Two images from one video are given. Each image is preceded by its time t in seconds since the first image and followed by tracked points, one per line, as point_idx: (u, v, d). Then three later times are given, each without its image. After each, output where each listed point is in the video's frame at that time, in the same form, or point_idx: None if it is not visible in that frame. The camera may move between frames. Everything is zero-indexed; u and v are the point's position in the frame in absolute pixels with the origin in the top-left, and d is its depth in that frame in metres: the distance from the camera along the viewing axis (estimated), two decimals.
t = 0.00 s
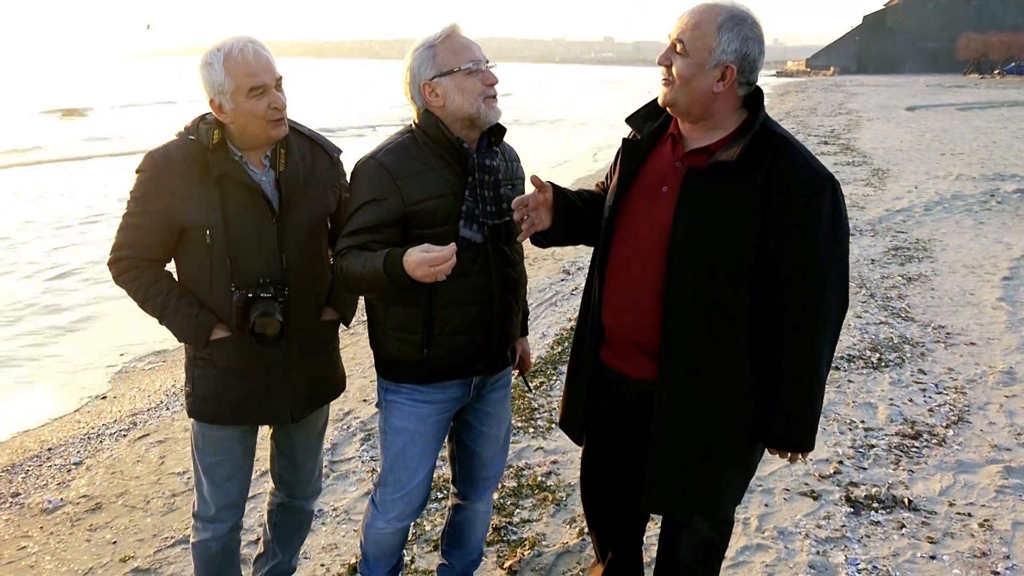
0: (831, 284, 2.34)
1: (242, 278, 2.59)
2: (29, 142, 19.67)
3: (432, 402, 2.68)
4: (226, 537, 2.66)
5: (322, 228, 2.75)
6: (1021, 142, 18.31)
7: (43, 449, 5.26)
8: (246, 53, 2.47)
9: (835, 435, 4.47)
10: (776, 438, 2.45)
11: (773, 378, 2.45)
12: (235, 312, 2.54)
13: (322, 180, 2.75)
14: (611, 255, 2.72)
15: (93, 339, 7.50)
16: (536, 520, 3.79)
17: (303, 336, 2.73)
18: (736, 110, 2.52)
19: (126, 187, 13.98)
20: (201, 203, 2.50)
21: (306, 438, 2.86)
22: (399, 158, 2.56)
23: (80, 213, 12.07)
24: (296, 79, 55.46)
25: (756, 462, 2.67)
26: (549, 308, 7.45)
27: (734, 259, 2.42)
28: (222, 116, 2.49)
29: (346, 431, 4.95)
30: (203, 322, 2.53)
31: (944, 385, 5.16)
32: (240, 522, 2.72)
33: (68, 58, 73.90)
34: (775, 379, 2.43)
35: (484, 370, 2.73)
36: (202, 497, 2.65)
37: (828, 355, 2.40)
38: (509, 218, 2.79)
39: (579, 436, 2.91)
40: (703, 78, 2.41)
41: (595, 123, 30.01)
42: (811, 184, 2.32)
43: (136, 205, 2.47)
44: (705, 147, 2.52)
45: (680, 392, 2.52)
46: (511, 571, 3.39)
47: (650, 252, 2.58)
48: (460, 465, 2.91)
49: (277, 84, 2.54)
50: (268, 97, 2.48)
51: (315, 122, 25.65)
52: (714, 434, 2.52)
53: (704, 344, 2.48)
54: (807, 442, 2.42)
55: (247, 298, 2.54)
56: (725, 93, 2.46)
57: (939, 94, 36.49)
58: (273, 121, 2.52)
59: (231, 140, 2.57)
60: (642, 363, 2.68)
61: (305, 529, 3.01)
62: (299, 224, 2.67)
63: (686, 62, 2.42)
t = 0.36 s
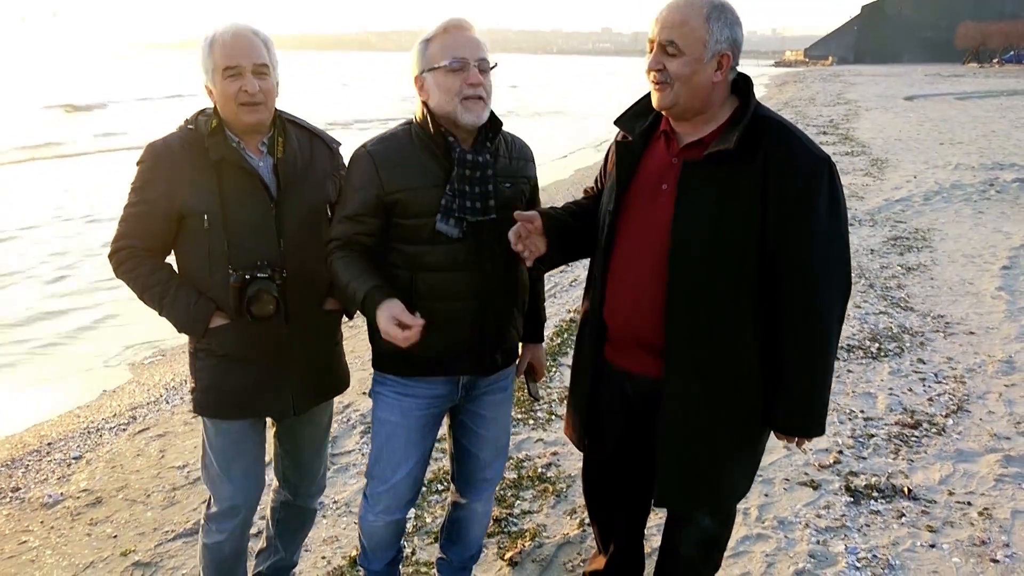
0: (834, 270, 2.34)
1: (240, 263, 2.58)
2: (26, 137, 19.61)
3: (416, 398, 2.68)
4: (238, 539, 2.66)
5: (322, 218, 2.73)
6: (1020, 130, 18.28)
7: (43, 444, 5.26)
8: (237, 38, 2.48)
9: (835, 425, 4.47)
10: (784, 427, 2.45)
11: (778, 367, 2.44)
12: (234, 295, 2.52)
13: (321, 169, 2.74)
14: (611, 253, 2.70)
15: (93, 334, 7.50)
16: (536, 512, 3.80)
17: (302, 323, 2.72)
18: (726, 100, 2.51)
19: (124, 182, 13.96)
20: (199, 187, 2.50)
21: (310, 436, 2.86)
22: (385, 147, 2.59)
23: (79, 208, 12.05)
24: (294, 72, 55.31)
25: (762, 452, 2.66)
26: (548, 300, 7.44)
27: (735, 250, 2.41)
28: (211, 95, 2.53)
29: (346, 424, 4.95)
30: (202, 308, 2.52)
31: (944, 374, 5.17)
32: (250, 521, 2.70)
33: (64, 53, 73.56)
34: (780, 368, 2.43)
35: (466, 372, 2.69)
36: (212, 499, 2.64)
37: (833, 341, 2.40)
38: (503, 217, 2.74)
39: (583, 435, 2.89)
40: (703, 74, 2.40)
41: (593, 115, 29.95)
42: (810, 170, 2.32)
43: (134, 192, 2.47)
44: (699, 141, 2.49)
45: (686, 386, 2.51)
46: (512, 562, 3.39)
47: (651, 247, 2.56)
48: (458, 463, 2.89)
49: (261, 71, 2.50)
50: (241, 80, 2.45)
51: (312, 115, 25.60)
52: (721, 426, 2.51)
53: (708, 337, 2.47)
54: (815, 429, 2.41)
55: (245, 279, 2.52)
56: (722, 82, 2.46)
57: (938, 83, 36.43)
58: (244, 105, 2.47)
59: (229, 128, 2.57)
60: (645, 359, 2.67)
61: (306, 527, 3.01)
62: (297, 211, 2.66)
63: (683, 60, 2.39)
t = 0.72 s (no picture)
0: (838, 233, 2.35)
1: (231, 259, 2.57)
2: (19, 134, 19.50)
3: (384, 380, 2.74)
4: (233, 536, 2.63)
5: (314, 215, 2.71)
6: (1014, 121, 18.31)
7: (39, 440, 5.24)
8: (234, 26, 2.46)
9: (831, 416, 4.47)
10: (813, 395, 2.43)
11: (796, 336, 2.43)
12: (224, 292, 2.51)
13: (313, 164, 2.73)
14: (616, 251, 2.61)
15: (88, 331, 7.47)
16: (533, 505, 3.80)
17: (293, 320, 2.71)
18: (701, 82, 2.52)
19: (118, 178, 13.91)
20: (190, 179, 2.49)
21: (298, 429, 2.85)
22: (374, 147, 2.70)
23: (73, 205, 12.00)
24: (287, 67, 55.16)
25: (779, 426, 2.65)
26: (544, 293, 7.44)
27: (746, 227, 2.39)
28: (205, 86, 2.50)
29: (343, 419, 4.94)
30: (190, 304, 2.51)
31: (939, 365, 5.18)
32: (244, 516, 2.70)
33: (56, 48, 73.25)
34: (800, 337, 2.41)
35: (421, 371, 2.70)
36: (204, 494, 2.61)
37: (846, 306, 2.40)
38: (466, 221, 2.62)
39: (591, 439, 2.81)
40: (682, 54, 2.39)
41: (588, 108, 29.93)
42: (804, 138, 2.34)
43: (123, 182, 2.45)
44: (689, 123, 2.45)
45: (708, 372, 2.44)
46: (511, 555, 3.38)
47: (660, 237, 2.49)
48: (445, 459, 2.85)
49: (256, 62, 2.47)
50: (232, 70, 2.42)
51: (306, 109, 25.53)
52: (745, 407, 2.47)
53: (728, 320, 2.42)
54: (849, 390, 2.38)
55: (236, 276, 2.51)
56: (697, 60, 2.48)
57: (932, 74, 36.46)
58: (235, 95, 2.44)
59: (223, 118, 2.55)
60: (659, 354, 2.59)
61: (300, 519, 3.00)
62: (289, 206, 2.65)
63: (664, 46, 2.37)
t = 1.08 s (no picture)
0: (822, 220, 2.41)
1: (216, 269, 2.56)
2: (5, 129, 19.32)
3: (365, 367, 2.87)
4: (215, 528, 2.65)
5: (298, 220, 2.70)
6: (1000, 111, 18.40)
7: (28, 437, 5.22)
8: (218, 33, 2.39)
9: (819, 406, 4.50)
10: (798, 377, 2.51)
11: (782, 321, 2.49)
12: (210, 304, 2.52)
13: (297, 166, 2.70)
14: (606, 242, 2.59)
15: (77, 327, 7.43)
16: (524, 497, 3.81)
17: (277, 325, 2.72)
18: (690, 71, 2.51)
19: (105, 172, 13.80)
20: (173, 186, 2.46)
21: (281, 421, 2.85)
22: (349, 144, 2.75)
23: (59, 200, 11.91)
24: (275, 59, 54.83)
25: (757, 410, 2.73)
26: (534, 286, 7.44)
27: (741, 215, 2.40)
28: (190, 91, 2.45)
29: (333, 413, 4.94)
30: (174, 311, 2.50)
31: (927, 354, 5.21)
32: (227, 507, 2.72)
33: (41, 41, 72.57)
34: (788, 321, 2.48)
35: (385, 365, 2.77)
36: (187, 486, 2.62)
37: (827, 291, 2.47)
38: (409, 224, 2.60)
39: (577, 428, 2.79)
40: (674, 34, 2.38)
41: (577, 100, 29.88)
42: (793, 126, 2.37)
43: (103, 186, 2.41)
44: (680, 109, 2.44)
45: (702, 359, 2.45)
46: (501, 547, 3.40)
47: (652, 224, 2.48)
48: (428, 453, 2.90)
49: (241, 72, 2.42)
50: (217, 84, 2.39)
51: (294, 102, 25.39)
52: (736, 393, 2.50)
53: (724, 308, 2.44)
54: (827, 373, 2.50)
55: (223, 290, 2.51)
56: (689, 46, 2.46)
57: (920, 64, 36.57)
58: (219, 107, 2.42)
59: (206, 123, 2.51)
60: (649, 341, 2.60)
61: (287, 512, 3.00)
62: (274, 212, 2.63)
63: (654, 21, 2.36)
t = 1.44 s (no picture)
0: (802, 215, 2.41)
1: (198, 263, 2.55)
2: None
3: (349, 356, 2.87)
4: (201, 518, 2.64)
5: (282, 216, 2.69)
6: (983, 101, 18.53)
7: (10, 430, 5.18)
8: (202, 30, 2.34)
9: (802, 394, 4.53)
10: (773, 372, 2.52)
11: (759, 314, 2.51)
12: (191, 298, 2.50)
13: (283, 162, 2.68)
14: (584, 231, 2.60)
15: (59, 320, 7.38)
16: (510, 486, 3.82)
17: (259, 319, 2.70)
18: (675, 64, 2.48)
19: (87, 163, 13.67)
20: (155, 179, 2.44)
21: (263, 410, 2.84)
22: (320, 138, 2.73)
23: (41, 192, 11.79)
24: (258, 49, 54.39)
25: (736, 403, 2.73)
26: (520, 276, 7.44)
27: (719, 208, 2.41)
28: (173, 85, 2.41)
29: (319, 404, 4.93)
30: (155, 304, 2.49)
31: (908, 342, 5.26)
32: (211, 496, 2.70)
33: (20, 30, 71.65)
34: (765, 315, 2.49)
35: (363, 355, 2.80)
36: (171, 476, 2.61)
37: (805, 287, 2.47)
38: (370, 218, 2.60)
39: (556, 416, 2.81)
40: (653, 25, 2.36)
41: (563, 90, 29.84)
42: (774, 120, 2.37)
43: (87, 177, 2.40)
44: (661, 101, 2.45)
45: (678, 350, 2.47)
46: (487, 536, 3.41)
47: (630, 214, 2.50)
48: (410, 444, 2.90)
49: (225, 71, 2.39)
50: (201, 82, 2.35)
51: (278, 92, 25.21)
52: (711, 385, 2.52)
53: (699, 300, 2.45)
54: (802, 369, 2.51)
55: (204, 286, 2.49)
56: (672, 38, 2.43)
57: (903, 54, 36.76)
58: (204, 105, 2.39)
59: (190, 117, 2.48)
60: (627, 331, 2.61)
61: (271, 501, 3.00)
62: (258, 206, 2.61)
63: (632, 12, 2.35)
